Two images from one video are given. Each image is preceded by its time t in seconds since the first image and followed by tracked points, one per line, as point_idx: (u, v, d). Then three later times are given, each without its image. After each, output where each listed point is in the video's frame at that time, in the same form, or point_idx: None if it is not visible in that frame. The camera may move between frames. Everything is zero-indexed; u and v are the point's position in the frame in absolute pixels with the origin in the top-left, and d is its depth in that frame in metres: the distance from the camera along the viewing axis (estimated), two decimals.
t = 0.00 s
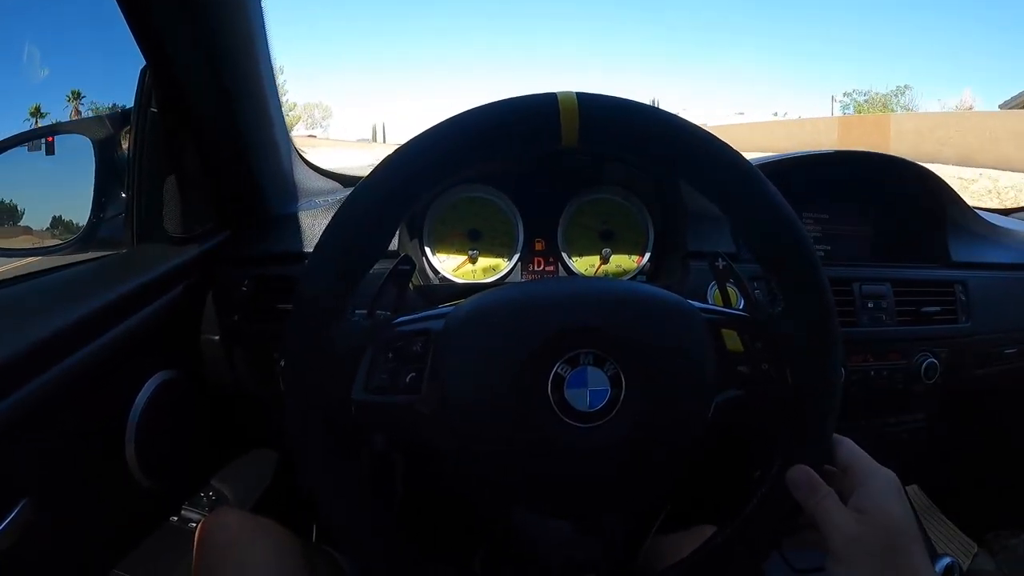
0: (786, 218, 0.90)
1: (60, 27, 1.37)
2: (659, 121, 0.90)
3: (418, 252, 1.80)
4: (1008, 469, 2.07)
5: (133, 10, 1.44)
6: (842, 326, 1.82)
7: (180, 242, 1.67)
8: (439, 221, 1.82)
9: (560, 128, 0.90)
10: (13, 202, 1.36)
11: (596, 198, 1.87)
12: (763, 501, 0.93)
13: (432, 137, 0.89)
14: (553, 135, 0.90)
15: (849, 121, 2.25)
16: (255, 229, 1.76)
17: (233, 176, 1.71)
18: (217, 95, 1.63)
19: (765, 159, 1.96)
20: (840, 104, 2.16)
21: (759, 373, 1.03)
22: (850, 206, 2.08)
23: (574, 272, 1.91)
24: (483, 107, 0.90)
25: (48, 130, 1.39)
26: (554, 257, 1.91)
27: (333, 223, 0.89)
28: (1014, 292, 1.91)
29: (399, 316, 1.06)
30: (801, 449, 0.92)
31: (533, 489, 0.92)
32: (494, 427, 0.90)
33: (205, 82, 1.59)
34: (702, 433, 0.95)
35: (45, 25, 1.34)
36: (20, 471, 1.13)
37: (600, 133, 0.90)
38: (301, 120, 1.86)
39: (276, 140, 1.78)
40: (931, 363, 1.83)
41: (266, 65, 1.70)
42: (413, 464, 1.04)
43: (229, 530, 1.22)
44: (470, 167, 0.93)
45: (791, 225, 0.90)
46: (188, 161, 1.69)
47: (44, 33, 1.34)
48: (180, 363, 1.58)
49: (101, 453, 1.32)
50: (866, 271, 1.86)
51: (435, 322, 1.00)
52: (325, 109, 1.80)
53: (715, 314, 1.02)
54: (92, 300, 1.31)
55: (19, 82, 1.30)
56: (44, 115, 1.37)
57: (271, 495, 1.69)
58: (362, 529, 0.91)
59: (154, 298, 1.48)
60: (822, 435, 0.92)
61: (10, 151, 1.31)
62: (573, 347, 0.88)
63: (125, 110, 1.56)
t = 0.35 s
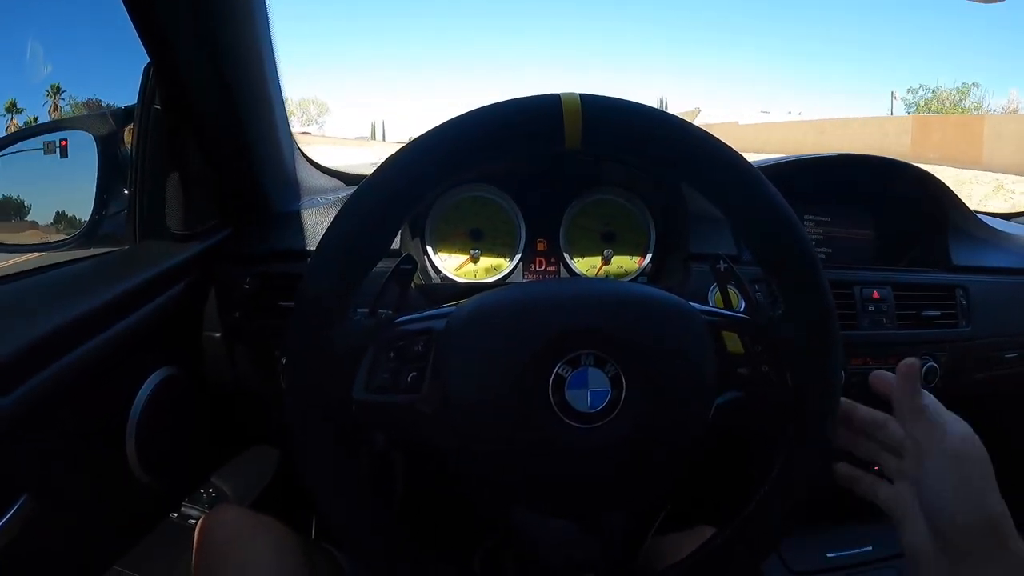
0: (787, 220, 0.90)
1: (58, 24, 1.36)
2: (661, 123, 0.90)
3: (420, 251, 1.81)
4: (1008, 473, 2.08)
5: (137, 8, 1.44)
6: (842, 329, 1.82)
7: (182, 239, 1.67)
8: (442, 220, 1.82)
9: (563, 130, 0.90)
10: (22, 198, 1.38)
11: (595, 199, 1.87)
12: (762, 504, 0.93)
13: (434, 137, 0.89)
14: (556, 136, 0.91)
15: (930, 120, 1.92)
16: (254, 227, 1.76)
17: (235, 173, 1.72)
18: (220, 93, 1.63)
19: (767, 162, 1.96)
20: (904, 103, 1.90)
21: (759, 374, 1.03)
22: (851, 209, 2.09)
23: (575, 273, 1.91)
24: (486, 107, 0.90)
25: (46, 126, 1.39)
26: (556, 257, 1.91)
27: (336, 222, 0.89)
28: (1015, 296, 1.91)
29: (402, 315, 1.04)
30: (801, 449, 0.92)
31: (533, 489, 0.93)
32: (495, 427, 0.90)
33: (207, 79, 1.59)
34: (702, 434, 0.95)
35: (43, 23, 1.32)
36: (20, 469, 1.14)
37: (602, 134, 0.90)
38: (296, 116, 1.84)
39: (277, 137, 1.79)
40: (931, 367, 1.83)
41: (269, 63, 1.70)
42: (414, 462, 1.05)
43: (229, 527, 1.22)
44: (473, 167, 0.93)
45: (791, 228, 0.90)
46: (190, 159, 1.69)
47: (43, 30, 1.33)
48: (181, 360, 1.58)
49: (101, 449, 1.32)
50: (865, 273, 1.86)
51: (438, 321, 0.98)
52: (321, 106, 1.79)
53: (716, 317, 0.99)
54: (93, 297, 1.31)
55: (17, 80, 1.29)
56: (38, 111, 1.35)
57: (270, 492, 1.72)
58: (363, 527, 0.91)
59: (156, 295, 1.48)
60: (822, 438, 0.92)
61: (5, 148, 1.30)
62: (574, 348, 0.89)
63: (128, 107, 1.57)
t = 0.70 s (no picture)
0: (783, 219, 0.90)
1: (61, 20, 1.37)
2: (659, 122, 0.90)
3: (418, 248, 1.81)
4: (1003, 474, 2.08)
5: (139, 5, 1.45)
6: (839, 328, 1.83)
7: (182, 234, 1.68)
8: (440, 219, 1.83)
9: (560, 129, 0.91)
10: (25, 194, 1.39)
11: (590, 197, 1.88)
12: (756, 500, 0.93)
13: (432, 134, 0.89)
14: (553, 134, 0.91)
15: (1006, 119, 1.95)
16: (253, 224, 1.77)
17: (236, 169, 1.72)
18: (221, 90, 1.63)
19: (765, 162, 1.97)
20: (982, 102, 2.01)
21: (753, 372, 1.03)
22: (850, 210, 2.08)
23: (573, 270, 1.93)
24: (485, 104, 0.90)
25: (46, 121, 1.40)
26: (554, 254, 1.92)
27: (335, 218, 0.90)
28: (1012, 298, 1.91)
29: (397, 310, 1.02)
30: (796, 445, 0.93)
31: (529, 485, 0.93)
32: (491, 422, 0.91)
33: (208, 76, 1.60)
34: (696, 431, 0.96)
35: (46, 19, 1.33)
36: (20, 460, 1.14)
37: (598, 132, 0.90)
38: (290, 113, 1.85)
39: (278, 134, 1.79)
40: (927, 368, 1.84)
41: (270, 60, 1.71)
42: (410, 458, 1.05)
43: (225, 520, 1.23)
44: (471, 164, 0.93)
45: (788, 226, 0.90)
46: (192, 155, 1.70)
47: (45, 26, 1.33)
48: (181, 354, 1.59)
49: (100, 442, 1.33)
50: (861, 273, 1.85)
51: (433, 316, 0.97)
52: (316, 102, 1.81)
53: (711, 314, 0.99)
54: (94, 290, 1.32)
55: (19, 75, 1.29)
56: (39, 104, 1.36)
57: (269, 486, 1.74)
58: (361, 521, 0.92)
59: (156, 290, 1.49)
60: (813, 433, 0.93)
61: (5, 143, 1.31)
62: (568, 344, 0.89)
63: (128, 102, 1.57)
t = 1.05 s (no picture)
0: (786, 229, 0.91)
1: (67, 18, 1.37)
2: (664, 132, 0.92)
3: (423, 253, 1.81)
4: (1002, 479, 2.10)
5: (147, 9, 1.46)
6: (839, 334, 1.84)
7: (187, 236, 1.69)
8: (444, 223, 1.83)
9: (566, 138, 0.92)
10: (32, 194, 1.40)
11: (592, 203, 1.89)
12: (759, 505, 0.95)
13: (441, 142, 0.90)
14: (562, 142, 0.92)
15: None
16: (260, 228, 1.80)
17: (242, 171, 1.74)
18: (227, 93, 1.64)
19: (771, 167, 1.97)
20: None
21: (755, 380, 1.03)
22: (850, 216, 2.11)
23: (575, 275, 1.94)
24: (493, 113, 0.91)
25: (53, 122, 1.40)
26: (557, 260, 1.95)
27: (344, 225, 0.91)
28: (1011, 306, 1.92)
29: (405, 316, 1.04)
30: (796, 452, 0.94)
31: (533, 489, 0.95)
32: (496, 428, 0.92)
33: (214, 80, 1.61)
34: (699, 437, 0.97)
35: (52, 17, 1.33)
36: (28, 462, 1.15)
37: (604, 142, 0.91)
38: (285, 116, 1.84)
39: (282, 137, 1.80)
40: (925, 373, 1.86)
41: (276, 63, 1.72)
42: (415, 461, 1.06)
43: (231, 521, 1.24)
44: (479, 172, 0.94)
45: (791, 236, 0.92)
46: (198, 157, 1.72)
47: (51, 25, 1.33)
48: (186, 356, 1.60)
49: (105, 444, 1.34)
50: (860, 279, 1.87)
51: (442, 322, 0.98)
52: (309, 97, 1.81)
53: (714, 321, 1.01)
54: (102, 293, 1.33)
55: (26, 74, 1.30)
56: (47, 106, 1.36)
57: (271, 487, 1.76)
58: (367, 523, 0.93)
59: (161, 292, 1.50)
60: (817, 439, 0.94)
61: (12, 143, 1.31)
62: (574, 351, 0.90)
63: (135, 104, 1.58)
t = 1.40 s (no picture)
0: (787, 229, 0.91)
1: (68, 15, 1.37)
2: (665, 131, 0.91)
3: (423, 252, 1.82)
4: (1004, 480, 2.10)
5: (147, 8, 1.46)
6: (840, 335, 1.84)
7: (187, 235, 1.68)
8: (444, 222, 1.84)
9: (566, 137, 0.91)
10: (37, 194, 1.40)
11: (593, 203, 1.89)
12: (760, 505, 0.94)
13: (442, 141, 0.90)
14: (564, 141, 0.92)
15: None
16: (262, 228, 1.79)
17: (243, 169, 1.74)
18: (227, 92, 1.64)
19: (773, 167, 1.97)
20: None
21: (757, 381, 1.03)
22: (852, 216, 2.10)
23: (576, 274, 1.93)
24: (493, 112, 0.91)
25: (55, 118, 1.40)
26: (557, 259, 1.94)
27: (343, 224, 0.90)
28: (1013, 307, 1.92)
29: (405, 316, 1.04)
30: (798, 454, 0.94)
31: (534, 490, 0.94)
32: (496, 428, 0.92)
33: (214, 78, 1.61)
34: (700, 438, 0.97)
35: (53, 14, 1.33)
36: (27, 461, 1.15)
37: (604, 141, 0.91)
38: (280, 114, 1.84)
39: (282, 136, 1.80)
40: (926, 375, 1.85)
41: (276, 61, 1.71)
42: (415, 461, 1.06)
43: (231, 521, 1.23)
44: (479, 172, 0.94)
45: (792, 236, 0.91)
46: (198, 155, 1.71)
47: (52, 23, 1.33)
48: (185, 355, 1.59)
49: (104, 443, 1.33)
50: (860, 280, 1.87)
51: (442, 324, 0.98)
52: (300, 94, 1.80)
53: (715, 321, 1.01)
54: (101, 291, 1.32)
55: (28, 72, 1.30)
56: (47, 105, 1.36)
57: (271, 487, 1.76)
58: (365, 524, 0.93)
59: (161, 291, 1.50)
60: (818, 440, 0.94)
61: (11, 141, 1.30)
62: (575, 352, 0.90)
63: (136, 104, 1.58)
